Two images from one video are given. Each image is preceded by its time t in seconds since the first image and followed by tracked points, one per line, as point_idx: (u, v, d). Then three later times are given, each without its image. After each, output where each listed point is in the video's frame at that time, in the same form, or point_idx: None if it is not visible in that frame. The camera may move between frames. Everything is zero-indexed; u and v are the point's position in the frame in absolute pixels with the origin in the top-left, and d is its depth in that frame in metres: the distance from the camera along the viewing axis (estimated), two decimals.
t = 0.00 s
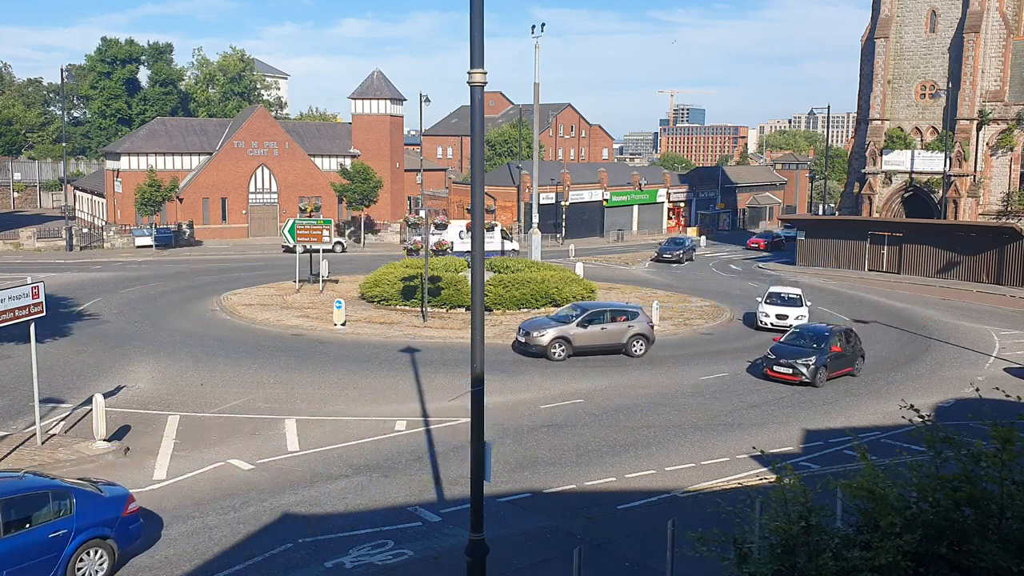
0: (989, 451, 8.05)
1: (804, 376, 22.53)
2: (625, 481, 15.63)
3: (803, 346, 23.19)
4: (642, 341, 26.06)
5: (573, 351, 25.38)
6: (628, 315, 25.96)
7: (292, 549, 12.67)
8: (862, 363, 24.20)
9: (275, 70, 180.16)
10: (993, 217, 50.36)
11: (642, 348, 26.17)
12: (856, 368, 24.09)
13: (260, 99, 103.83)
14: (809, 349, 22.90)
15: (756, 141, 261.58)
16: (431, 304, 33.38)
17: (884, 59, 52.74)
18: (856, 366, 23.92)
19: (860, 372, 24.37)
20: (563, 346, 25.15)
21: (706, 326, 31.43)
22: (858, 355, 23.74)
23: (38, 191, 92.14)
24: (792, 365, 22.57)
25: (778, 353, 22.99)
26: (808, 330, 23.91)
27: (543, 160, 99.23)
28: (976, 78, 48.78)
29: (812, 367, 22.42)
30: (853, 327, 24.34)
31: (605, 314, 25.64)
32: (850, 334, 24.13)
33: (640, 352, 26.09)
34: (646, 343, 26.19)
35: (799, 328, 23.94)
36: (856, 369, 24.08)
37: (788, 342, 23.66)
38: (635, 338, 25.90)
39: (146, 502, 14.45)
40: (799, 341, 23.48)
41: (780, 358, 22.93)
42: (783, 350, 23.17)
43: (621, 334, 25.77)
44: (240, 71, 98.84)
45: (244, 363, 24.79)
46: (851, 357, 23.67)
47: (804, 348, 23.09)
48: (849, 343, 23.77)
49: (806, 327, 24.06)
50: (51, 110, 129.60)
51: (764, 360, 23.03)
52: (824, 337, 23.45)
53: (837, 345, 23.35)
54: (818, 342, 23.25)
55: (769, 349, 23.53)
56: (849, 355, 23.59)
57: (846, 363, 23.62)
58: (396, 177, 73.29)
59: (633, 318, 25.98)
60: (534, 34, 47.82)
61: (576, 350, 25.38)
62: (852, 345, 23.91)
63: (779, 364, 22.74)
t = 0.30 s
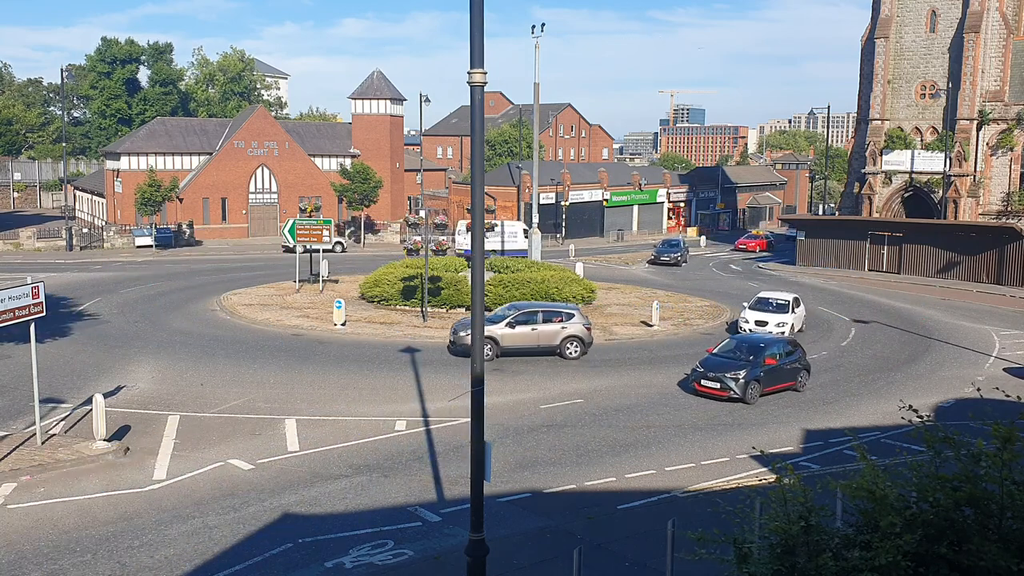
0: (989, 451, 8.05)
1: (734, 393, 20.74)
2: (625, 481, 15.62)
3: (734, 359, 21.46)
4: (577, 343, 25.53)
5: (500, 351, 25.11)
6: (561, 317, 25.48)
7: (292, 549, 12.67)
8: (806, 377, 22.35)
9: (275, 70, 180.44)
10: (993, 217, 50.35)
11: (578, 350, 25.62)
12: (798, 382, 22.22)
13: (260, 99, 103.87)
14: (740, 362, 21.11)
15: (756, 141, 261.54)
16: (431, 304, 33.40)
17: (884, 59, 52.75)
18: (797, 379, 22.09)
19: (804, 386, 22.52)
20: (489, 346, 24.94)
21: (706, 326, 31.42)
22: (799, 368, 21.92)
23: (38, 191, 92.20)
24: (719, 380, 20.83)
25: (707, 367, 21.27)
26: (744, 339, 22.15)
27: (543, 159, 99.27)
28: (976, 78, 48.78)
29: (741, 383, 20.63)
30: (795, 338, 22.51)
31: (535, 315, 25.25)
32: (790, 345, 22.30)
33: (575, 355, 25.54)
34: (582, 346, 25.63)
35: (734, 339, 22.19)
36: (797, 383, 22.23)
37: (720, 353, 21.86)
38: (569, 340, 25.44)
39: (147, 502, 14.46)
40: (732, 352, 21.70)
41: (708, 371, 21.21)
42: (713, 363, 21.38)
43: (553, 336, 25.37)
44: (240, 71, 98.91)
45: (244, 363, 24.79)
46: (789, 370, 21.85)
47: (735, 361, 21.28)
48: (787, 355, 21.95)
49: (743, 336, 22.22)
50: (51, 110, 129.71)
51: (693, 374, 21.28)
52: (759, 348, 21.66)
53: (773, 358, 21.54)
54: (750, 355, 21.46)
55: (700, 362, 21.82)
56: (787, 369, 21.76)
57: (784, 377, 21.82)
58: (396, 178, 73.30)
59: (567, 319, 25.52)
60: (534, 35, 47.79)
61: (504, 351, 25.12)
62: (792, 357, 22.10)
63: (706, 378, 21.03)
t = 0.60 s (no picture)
0: (989, 451, 8.05)
1: (645, 412, 18.97)
2: (625, 481, 15.62)
3: (649, 373, 19.65)
4: (504, 343, 25.17)
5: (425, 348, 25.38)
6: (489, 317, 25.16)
7: (292, 549, 12.67)
8: (733, 392, 20.45)
9: (275, 70, 180.40)
10: (993, 217, 50.35)
11: (506, 350, 25.29)
12: (723, 399, 20.34)
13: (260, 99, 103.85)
14: (654, 378, 19.31)
15: (756, 141, 261.48)
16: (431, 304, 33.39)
17: (884, 59, 52.76)
18: (721, 396, 20.23)
19: (731, 403, 20.64)
20: (413, 345, 25.20)
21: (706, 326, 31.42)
22: (723, 384, 20.05)
23: (38, 191, 92.17)
24: (630, 399, 19.07)
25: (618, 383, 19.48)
26: (662, 352, 20.30)
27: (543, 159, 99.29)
28: (976, 78, 48.78)
29: (652, 401, 18.85)
30: (720, 350, 20.63)
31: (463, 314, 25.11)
32: (714, 359, 20.42)
33: (502, 355, 25.21)
34: (510, 347, 25.24)
35: (653, 351, 20.34)
36: (723, 400, 20.34)
37: (637, 367, 20.01)
38: (495, 340, 25.17)
39: (147, 502, 14.46)
40: (647, 367, 19.87)
41: (620, 389, 19.47)
42: (626, 379, 19.56)
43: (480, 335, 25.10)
44: (240, 71, 98.92)
45: (244, 363, 24.80)
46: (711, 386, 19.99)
47: (650, 377, 19.45)
48: (709, 369, 20.08)
49: (662, 348, 20.33)
50: (51, 109, 129.69)
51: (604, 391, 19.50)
52: (676, 361, 19.82)
53: (691, 372, 19.69)
54: (666, 369, 19.63)
55: (614, 377, 20.05)
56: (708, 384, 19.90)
57: (705, 394, 20.00)
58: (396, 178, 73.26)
59: (495, 319, 25.14)
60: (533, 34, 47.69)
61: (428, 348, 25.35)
62: (716, 372, 20.25)
63: (617, 397, 19.23)
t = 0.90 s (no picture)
0: (989, 451, 8.05)
1: (539, 436, 17.12)
2: (625, 481, 15.63)
3: (545, 392, 17.76)
4: (428, 342, 25.33)
5: (350, 346, 25.57)
6: (413, 315, 25.43)
7: (292, 549, 12.67)
8: (642, 412, 18.59)
9: (275, 71, 180.47)
10: (993, 217, 50.34)
11: (429, 349, 25.41)
12: (631, 419, 18.50)
13: (260, 99, 103.85)
14: (549, 398, 17.42)
15: (756, 141, 261.43)
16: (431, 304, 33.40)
17: (884, 59, 52.76)
18: (627, 416, 18.37)
19: (640, 424, 18.76)
20: (337, 341, 25.44)
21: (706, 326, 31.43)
22: (628, 403, 18.19)
23: (38, 191, 92.14)
24: (521, 422, 17.20)
25: (511, 404, 17.60)
26: (562, 367, 18.40)
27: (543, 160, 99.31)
28: (976, 78, 48.77)
29: (545, 424, 16.99)
30: (628, 365, 18.79)
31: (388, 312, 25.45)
32: (621, 376, 18.55)
33: (426, 354, 25.36)
34: (433, 346, 25.37)
35: (552, 366, 18.44)
36: (630, 421, 18.49)
37: (533, 385, 18.10)
38: (418, 339, 25.33)
39: (147, 502, 14.46)
40: (545, 385, 17.97)
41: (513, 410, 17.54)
42: (519, 399, 17.68)
43: (405, 333, 25.32)
44: (240, 71, 98.93)
45: (244, 363, 24.80)
46: (614, 406, 18.12)
47: (545, 397, 17.54)
48: (613, 388, 18.20)
49: (563, 364, 18.41)
50: (51, 110, 129.67)
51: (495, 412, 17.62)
52: (576, 379, 17.92)
53: (591, 391, 17.80)
54: (565, 387, 17.73)
55: (508, 396, 18.14)
56: (612, 404, 18.04)
57: (608, 414, 18.15)
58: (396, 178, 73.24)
59: (420, 317, 25.39)
60: (533, 33, 47.52)
61: (353, 346, 25.55)
62: (621, 390, 18.38)
63: (509, 420, 17.39)
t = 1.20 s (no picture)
0: (990, 451, 8.04)
1: (409, 470, 15.30)
2: (625, 481, 15.63)
3: (421, 418, 15.96)
4: (351, 338, 25.66)
5: (277, 341, 26.00)
6: (337, 312, 25.77)
7: (292, 549, 12.67)
8: (534, 437, 16.81)
9: (275, 71, 180.48)
10: (993, 217, 50.36)
11: (353, 345, 25.75)
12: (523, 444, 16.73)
13: (260, 99, 103.84)
14: (423, 425, 15.64)
15: (755, 141, 261.49)
16: (431, 304, 33.40)
17: (884, 59, 52.75)
18: (517, 442, 16.57)
19: (534, 451, 16.97)
20: (263, 336, 25.94)
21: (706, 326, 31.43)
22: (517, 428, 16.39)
23: (38, 191, 92.14)
24: (389, 453, 15.38)
25: (380, 434, 15.81)
26: (444, 389, 16.62)
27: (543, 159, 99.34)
28: (976, 78, 48.76)
29: (415, 456, 15.20)
30: (519, 385, 17.00)
31: (314, 308, 25.84)
32: (510, 397, 16.76)
33: (349, 350, 25.69)
34: (356, 343, 25.68)
35: (433, 389, 16.66)
36: (521, 446, 16.72)
37: (410, 411, 16.32)
38: (342, 335, 25.67)
39: (147, 502, 14.46)
40: (421, 410, 16.17)
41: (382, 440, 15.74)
42: (390, 427, 15.88)
43: (329, 330, 25.69)
44: (240, 71, 98.89)
45: (244, 362, 24.81)
46: (501, 432, 16.33)
47: (417, 425, 15.73)
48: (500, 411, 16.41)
49: (444, 386, 16.62)
50: (51, 110, 129.63)
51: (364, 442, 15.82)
52: (457, 402, 16.13)
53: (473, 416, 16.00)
54: (442, 412, 15.95)
55: (381, 423, 16.40)
56: (497, 430, 16.25)
57: (494, 441, 16.36)
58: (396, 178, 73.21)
59: (345, 315, 25.71)
60: (533, 33, 47.41)
61: (279, 341, 25.97)
62: (510, 413, 16.59)
63: (377, 451, 15.58)
